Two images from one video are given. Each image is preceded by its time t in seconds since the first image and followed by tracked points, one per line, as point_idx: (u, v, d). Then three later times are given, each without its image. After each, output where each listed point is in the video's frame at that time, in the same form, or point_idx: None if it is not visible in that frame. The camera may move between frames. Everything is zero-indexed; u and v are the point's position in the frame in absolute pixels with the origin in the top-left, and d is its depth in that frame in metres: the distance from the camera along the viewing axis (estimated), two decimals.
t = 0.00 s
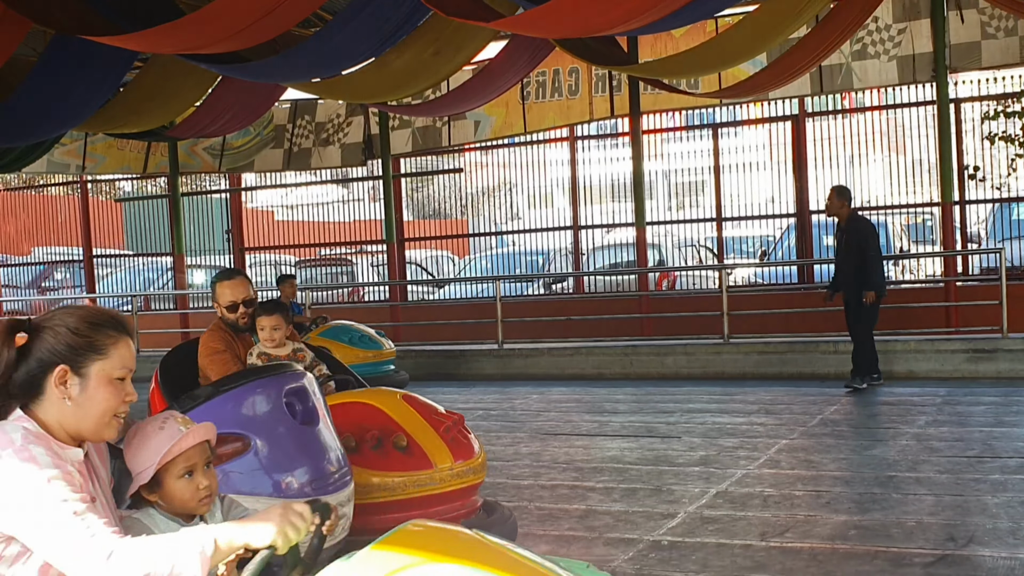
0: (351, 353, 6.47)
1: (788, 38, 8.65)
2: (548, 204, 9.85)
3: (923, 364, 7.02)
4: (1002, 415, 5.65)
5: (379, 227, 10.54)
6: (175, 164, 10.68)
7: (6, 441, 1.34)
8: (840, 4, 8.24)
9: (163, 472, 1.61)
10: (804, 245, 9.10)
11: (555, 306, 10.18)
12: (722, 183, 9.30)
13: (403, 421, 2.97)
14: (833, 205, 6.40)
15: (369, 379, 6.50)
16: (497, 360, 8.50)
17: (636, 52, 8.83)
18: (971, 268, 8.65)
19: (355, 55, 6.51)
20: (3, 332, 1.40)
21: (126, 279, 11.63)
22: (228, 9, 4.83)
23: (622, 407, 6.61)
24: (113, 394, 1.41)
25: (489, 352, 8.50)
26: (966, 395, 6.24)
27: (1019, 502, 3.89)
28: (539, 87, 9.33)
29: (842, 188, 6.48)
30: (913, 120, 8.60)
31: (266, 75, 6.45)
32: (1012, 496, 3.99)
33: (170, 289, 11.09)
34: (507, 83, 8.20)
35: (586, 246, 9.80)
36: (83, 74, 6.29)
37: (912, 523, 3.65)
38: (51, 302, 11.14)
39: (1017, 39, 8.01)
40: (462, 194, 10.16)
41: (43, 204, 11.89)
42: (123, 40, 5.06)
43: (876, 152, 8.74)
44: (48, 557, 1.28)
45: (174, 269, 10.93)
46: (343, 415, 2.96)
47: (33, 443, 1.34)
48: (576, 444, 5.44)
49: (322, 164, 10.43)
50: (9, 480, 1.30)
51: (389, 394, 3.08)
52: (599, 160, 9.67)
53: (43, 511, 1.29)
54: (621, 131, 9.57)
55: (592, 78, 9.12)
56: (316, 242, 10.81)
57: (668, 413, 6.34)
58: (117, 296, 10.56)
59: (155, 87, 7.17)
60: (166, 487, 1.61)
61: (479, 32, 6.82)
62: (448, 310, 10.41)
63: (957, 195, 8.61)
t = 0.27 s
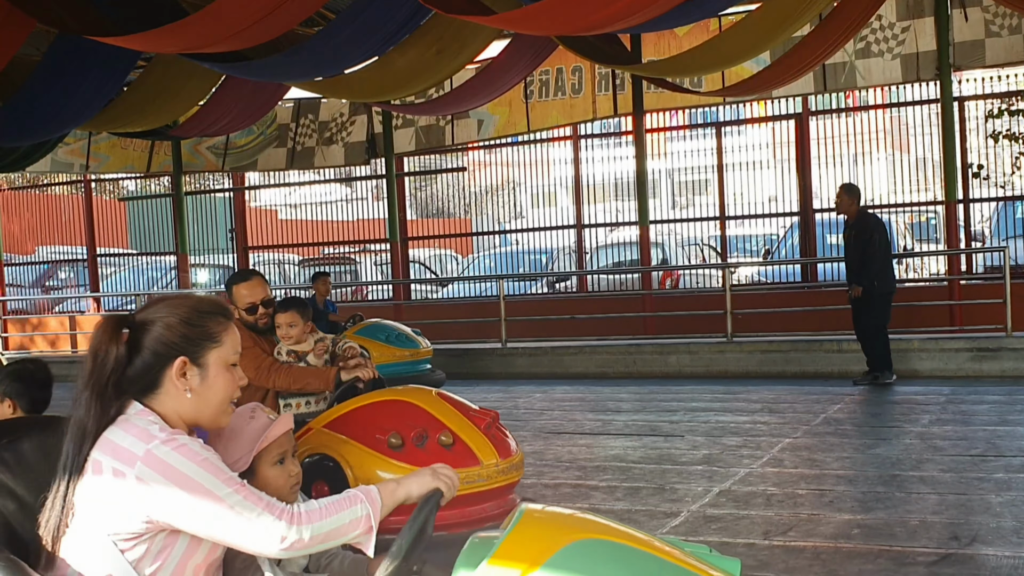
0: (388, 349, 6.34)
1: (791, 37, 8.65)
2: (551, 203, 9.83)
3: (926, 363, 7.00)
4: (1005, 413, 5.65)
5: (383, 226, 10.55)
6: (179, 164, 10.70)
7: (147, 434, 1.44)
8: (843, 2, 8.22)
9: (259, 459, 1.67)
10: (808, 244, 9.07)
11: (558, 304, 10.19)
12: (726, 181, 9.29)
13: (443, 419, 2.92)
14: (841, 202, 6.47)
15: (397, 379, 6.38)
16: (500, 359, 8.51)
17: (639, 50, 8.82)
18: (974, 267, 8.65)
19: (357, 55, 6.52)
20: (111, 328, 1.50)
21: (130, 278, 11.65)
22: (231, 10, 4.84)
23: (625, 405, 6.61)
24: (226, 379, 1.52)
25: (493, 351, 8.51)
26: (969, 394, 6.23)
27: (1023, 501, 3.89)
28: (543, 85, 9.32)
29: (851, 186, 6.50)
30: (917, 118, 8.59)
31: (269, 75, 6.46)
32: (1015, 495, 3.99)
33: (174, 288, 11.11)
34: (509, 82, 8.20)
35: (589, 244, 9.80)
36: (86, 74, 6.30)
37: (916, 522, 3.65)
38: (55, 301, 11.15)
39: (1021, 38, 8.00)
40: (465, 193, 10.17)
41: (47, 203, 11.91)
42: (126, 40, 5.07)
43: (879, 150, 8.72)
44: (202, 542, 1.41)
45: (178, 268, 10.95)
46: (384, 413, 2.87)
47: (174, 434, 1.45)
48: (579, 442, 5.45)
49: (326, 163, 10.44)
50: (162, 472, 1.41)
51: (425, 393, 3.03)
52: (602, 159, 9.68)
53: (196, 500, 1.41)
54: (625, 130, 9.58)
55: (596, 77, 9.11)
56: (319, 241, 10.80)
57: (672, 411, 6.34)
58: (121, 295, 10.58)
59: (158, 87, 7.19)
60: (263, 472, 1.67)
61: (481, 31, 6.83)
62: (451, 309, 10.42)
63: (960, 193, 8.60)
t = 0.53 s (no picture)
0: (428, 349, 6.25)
1: (794, 37, 8.65)
2: (554, 203, 9.83)
3: (929, 364, 6.99)
4: (1008, 414, 5.65)
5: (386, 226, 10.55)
6: (182, 164, 10.73)
7: (281, 433, 1.35)
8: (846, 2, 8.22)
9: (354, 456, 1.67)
10: (810, 244, 9.06)
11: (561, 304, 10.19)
12: (729, 181, 9.29)
13: (498, 414, 3.20)
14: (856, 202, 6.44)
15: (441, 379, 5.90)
16: (502, 359, 8.52)
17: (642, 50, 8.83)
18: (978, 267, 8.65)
19: (360, 55, 6.53)
20: (237, 325, 1.42)
21: (133, 278, 11.67)
22: (233, 10, 4.85)
23: (627, 406, 6.61)
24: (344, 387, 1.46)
25: (495, 351, 8.51)
26: (972, 395, 6.22)
27: None
28: (545, 85, 9.32)
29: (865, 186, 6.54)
30: (921, 118, 8.57)
31: (272, 75, 6.47)
32: (1017, 496, 3.98)
33: (177, 288, 11.12)
34: (511, 82, 8.21)
35: (592, 244, 9.81)
36: (88, 75, 6.32)
37: (917, 523, 3.65)
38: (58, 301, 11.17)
39: None
40: (468, 192, 10.18)
41: (51, 203, 11.93)
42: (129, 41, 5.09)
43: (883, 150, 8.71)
44: (338, 552, 1.32)
45: (181, 268, 10.97)
46: (441, 414, 3.16)
47: (306, 433, 1.36)
48: (582, 442, 5.45)
49: (329, 163, 10.45)
50: (297, 475, 1.32)
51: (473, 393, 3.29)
52: (604, 159, 9.67)
53: (332, 506, 1.32)
54: (628, 130, 9.60)
55: (598, 77, 9.12)
56: (321, 241, 10.82)
57: (674, 412, 6.34)
58: (124, 295, 10.60)
59: (160, 87, 7.21)
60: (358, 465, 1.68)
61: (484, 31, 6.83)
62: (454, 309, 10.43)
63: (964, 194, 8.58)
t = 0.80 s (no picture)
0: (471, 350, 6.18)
1: (799, 38, 8.65)
2: (559, 203, 9.84)
3: (933, 365, 6.98)
4: (1012, 414, 5.64)
5: (391, 227, 10.54)
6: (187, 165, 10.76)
7: (413, 424, 1.37)
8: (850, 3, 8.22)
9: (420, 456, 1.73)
10: (815, 245, 9.06)
11: (565, 305, 10.20)
12: (733, 182, 9.30)
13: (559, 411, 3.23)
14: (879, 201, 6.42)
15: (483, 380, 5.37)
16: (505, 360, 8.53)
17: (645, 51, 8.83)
18: (982, 268, 8.63)
19: (363, 56, 6.55)
20: (354, 318, 1.44)
21: (138, 279, 11.70)
22: (237, 12, 4.88)
23: (630, 406, 6.62)
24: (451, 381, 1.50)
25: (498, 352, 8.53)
26: (977, 395, 6.21)
27: None
28: (549, 86, 9.33)
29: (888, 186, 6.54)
30: (927, 119, 8.55)
31: (276, 76, 6.50)
32: (1019, 497, 3.98)
33: (182, 288, 11.15)
34: (515, 82, 8.23)
35: (596, 245, 9.83)
36: (94, 75, 6.35)
37: (919, 524, 3.65)
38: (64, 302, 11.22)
39: None
40: (473, 193, 10.20)
41: (57, 203, 11.98)
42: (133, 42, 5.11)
43: (888, 151, 8.71)
44: (480, 534, 1.34)
45: (186, 269, 11.00)
46: (507, 408, 3.19)
47: (436, 425, 1.39)
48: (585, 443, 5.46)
49: (333, 164, 10.48)
50: (435, 464, 1.34)
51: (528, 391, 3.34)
52: (607, 160, 9.69)
53: (469, 488, 1.35)
54: (633, 131, 9.61)
55: (602, 77, 9.12)
56: (326, 242, 10.84)
57: (678, 412, 6.34)
58: (129, 296, 10.63)
59: (166, 88, 7.24)
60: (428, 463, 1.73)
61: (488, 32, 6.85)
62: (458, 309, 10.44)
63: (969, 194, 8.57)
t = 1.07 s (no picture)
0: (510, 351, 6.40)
1: (800, 36, 8.64)
2: (562, 202, 9.84)
3: (934, 363, 6.98)
4: (1012, 413, 5.65)
5: (393, 226, 10.56)
6: (189, 164, 10.78)
7: (500, 418, 1.59)
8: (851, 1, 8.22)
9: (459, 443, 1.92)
10: (817, 243, 9.07)
11: (566, 304, 10.21)
12: (734, 180, 9.31)
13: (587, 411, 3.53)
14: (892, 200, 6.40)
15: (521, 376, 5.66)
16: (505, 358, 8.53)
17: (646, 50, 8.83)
18: (983, 266, 8.63)
19: (363, 55, 6.57)
20: (437, 319, 1.63)
21: (141, 278, 11.73)
22: (237, 13, 4.90)
23: (630, 405, 6.64)
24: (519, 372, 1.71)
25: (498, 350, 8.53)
26: (977, 394, 6.21)
27: None
28: (550, 85, 9.35)
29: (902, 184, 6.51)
30: (930, 117, 8.55)
31: (277, 76, 6.52)
32: (1017, 495, 3.98)
33: (185, 288, 11.17)
34: (515, 81, 8.24)
35: (597, 244, 9.83)
36: (95, 76, 6.38)
37: (916, 523, 3.65)
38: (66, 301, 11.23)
39: None
40: (476, 192, 10.21)
41: (59, 203, 12.00)
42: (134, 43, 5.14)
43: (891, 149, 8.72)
44: (561, 513, 1.58)
45: (188, 268, 11.01)
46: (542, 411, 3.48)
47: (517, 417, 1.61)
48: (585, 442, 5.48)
49: (335, 163, 10.49)
50: (521, 450, 1.57)
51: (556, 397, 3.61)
52: (609, 158, 9.71)
53: (552, 472, 1.59)
54: (635, 130, 9.63)
55: (603, 76, 9.11)
56: (328, 241, 10.86)
57: (678, 411, 6.36)
58: (131, 296, 10.65)
59: (167, 89, 7.27)
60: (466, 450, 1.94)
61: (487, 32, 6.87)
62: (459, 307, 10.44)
63: (970, 192, 8.56)
